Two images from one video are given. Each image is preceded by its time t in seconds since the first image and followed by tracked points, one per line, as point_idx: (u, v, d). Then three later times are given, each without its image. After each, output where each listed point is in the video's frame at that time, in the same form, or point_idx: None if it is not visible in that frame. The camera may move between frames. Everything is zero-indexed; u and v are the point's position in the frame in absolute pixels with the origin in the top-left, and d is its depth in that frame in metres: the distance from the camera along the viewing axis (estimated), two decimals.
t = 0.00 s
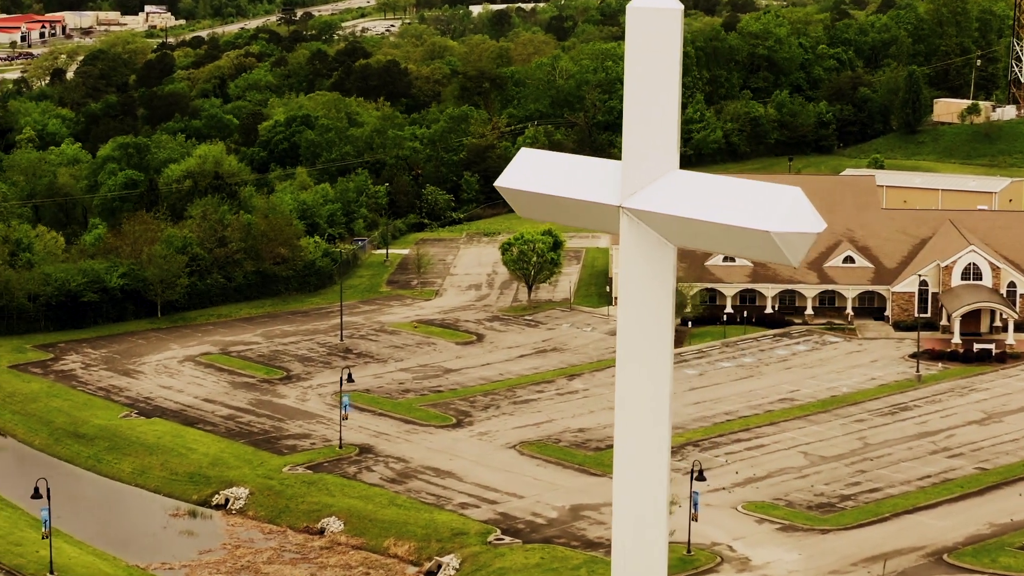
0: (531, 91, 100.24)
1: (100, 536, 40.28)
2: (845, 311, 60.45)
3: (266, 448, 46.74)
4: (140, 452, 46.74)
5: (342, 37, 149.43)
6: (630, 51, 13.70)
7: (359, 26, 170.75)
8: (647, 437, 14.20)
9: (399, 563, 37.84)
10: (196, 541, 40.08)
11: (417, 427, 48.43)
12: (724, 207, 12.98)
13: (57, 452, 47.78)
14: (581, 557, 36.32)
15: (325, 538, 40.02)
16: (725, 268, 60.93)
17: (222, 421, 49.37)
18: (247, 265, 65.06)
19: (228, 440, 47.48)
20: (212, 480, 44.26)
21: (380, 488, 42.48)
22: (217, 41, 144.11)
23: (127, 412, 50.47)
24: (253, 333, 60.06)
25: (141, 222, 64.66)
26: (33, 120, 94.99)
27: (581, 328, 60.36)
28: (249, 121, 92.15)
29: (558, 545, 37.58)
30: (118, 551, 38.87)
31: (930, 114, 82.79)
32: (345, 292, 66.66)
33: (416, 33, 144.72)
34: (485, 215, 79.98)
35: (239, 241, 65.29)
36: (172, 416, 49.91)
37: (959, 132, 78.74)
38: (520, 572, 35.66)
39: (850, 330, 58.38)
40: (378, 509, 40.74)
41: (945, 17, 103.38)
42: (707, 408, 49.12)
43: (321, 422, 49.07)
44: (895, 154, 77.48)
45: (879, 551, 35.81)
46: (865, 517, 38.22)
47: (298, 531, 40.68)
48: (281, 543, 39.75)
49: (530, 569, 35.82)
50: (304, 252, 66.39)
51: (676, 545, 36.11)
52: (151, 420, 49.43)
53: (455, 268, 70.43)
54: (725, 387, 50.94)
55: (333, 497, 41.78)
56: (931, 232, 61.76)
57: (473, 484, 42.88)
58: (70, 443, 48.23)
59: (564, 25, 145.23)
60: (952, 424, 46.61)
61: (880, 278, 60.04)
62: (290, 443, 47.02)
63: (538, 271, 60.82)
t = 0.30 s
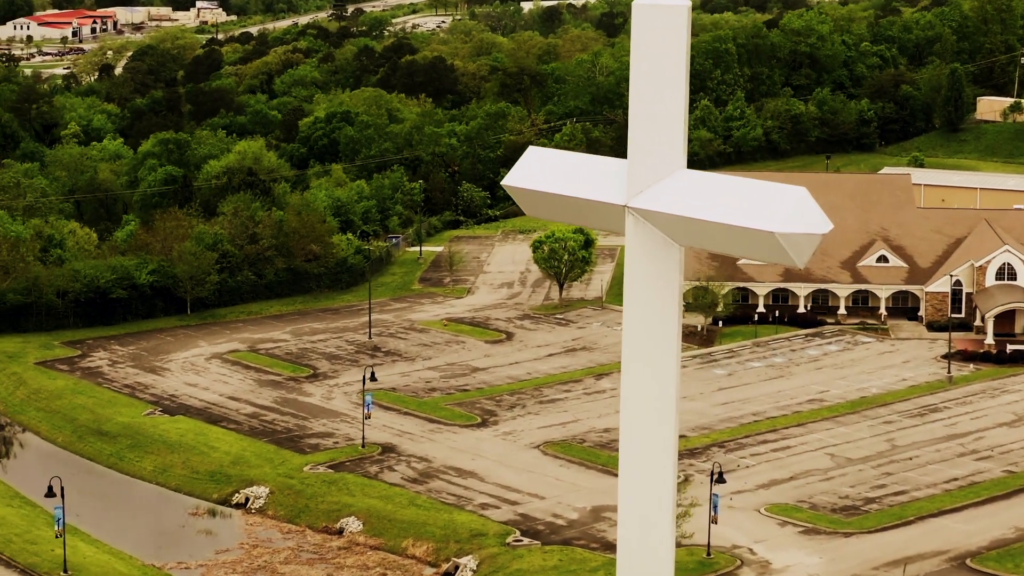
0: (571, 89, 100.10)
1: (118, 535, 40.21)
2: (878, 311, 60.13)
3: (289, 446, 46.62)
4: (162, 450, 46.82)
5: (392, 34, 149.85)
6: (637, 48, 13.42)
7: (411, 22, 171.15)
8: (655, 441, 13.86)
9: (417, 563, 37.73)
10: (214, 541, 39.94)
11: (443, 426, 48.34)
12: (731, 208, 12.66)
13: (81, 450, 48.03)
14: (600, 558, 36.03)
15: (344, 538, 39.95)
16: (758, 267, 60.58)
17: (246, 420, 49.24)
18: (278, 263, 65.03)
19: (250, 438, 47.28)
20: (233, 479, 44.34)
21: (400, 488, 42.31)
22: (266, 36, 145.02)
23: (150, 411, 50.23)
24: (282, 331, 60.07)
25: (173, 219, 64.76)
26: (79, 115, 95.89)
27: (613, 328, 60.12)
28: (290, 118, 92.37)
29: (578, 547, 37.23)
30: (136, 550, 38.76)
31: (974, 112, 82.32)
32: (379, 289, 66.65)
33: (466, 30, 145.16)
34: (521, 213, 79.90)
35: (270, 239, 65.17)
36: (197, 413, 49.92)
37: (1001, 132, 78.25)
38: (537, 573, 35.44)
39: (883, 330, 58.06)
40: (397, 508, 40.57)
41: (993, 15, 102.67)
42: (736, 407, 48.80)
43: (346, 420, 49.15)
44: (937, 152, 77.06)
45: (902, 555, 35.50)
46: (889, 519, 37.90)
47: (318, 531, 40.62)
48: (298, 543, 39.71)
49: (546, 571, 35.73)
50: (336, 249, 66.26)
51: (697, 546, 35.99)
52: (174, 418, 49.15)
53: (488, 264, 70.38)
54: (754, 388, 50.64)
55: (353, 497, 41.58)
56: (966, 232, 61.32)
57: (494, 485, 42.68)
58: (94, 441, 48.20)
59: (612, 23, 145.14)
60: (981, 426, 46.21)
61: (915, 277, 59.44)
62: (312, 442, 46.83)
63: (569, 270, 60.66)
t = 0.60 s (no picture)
0: (613, 86, 100.07)
1: (136, 535, 40.23)
2: (913, 311, 59.62)
3: (312, 446, 46.37)
4: (184, 449, 46.72)
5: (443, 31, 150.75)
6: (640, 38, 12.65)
7: (463, 18, 172.28)
8: (661, 457, 13.06)
9: (436, 565, 37.66)
10: (232, 541, 39.92)
11: (467, 425, 48.10)
12: (735, 210, 12.04)
13: (104, 448, 47.95)
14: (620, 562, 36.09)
15: (363, 539, 39.85)
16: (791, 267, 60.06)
17: (270, 418, 49.13)
18: (310, 261, 64.98)
19: (270, 438, 46.99)
20: (254, 478, 44.18)
21: (421, 488, 42.13)
22: (317, 33, 146.28)
23: (176, 408, 50.22)
24: (311, 329, 59.99)
25: (206, 217, 65.01)
26: (126, 111, 96.78)
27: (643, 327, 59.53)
28: (331, 114, 92.63)
29: (597, 549, 37.11)
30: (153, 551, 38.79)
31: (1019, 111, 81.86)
32: (411, 287, 66.63)
33: (515, 26, 145.70)
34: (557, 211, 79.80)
35: (303, 236, 65.28)
36: (221, 412, 49.71)
37: None
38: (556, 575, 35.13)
39: (916, 330, 57.61)
40: (417, 510, 40.46)
41: None
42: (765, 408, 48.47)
43: (370, 420, 48.74)
44: (979, 152, 76.69)
45: (925, 560, 35.14)
46: (912, 524, 37.54)
47: (337, 531, 40.55)
48: (316, 544, 39.59)
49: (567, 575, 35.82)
50: (368, 247, 66.07)
51: (716, 551, 35.70)
52: (198, 416, 49.14)
53: (522, 263, 70.63)
54: (782, 390, 50.22)
55: (373, 497, 41.49)
56: (1003, 233, 61.30)
57: (517, 486, 42.44)
58: (116, 440, 48.21)
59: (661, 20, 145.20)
60: (1013, 430, 45.77)
61: (949, 280, 59.24)
62: (335, 441, 46.61)
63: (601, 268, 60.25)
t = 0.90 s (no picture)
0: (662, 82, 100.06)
1: (156, 535, 40.01)
2: (952, 312, 58.86)
3: (338, 445, 46.21)
4: (210, 447, 46.87)
5: (499, 26, 151.10)
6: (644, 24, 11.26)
7: (519, 13, 172.79)
8: (667, 473, 11.68)
9: (455, 567, 37.39)
10: (253, 541, 39.73)
11: (495, 425, 48.06)
12: (736, 209, 10.67)
13: (131, 446, 48.16)
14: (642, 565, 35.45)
15: (384, 539, 39.63)
16: (829, 265, 59.15)
17: (297, 417, 49.14)
18: (345, 257, 65.10)
19: (296, 436, 47.10)
20: (279, 477, 43.80)
21: (445, 488, 41.95)
22: (371, 27, 147.09)
23: (204, 405, 50.35)
24: (345, 326, 59.85)
25: (241, 213, 65.37)
26: (177, 104, 97.65)
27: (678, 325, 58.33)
28: (377, 109, 92.96)
29: (619, 551, 36.78)
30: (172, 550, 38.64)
31: None
32: (446, 283, 66.84)
33: (571, 21, 146.06)
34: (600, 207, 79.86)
35: (338, 232, 65.43)
36: (249, 410, 49.74)
37: None
38: None
39: (954, 330, 57.15)
40: (440, 510, 40.17)
41: None
42: (798, 408, 47.94)
43: (398, 418, 48.55)
44: None
45: (950, 566, 34.87)
46: (941, 529, 37.21)
47: (359, 531, 40.26)
48: (337, 545, 39.37)
49: None
50: (405, 244, 66.35)
51: (739, 554, 35.62)
52: (226, 414, 49.25)
53: (561, 261, 70.76)
54: (815, 390, 49.83)
55: (395, 496, 41.29)
56: None
57: (543, 486, 42.21)
58: (143, 437, 48.53)
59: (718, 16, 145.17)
60: None
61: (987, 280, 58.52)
62: (361, 439, 46.50)
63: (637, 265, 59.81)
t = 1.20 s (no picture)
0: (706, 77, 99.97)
1: (176, 533, 40.23)
2: (986, 312, 58.46)
3: (361, 443, 46.15)
4: (232, 445, 46.63)
5: (550, 22, 150.86)
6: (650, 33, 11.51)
7: (570, 11, 172.53)
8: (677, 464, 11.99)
9: (475, 567, 37.31)
10: (271, 540, 39.78)
11: (521, 425, 47.76)
12: (742, 213, 11.01)
13: (154, 444, 48.03)
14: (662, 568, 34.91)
15: (403, 539, 39.79)
16: (863, 265, 59.04)
17: (322, 415, 48.95)
18: (378, 254, 64.82)
19: (320, 434, 46.92)
20: (300, 476, 44.08)
21: (467, 489, 41.74)
22: (421, 23, 147.39)
23: (227, 402, 50.17)
24: (374, 324, 59.66)
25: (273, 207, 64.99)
26: (223, 100, 98.14)
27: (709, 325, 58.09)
28: (419, 105, 92.98)
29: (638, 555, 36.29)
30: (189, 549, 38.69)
31: None
32: (479, 282, 66.66)
33: (621, 18, 145.74)
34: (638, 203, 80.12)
35: (371, 229, 65.08)
36: (274, 407, 49.55)
37: None
38: None
39: (988, 331, 56.63)
40: (461, 511, 40.20)
41: None
42: (825, 410, 47.50)
43: (423, 417, 48.41)
44: None
45: (975, 570, 34.51)
46: (966, 532, 36.85)
47: (378, 531, 40.44)
48: (355, 545, 39.41)
49: None
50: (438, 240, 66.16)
51: (760, 557, 35.31)
52: (250, 411, 49.03)
53: (596, 259, 70.59)
54: (846, 391, 49.51)
55: (417, 497, 41.45)
56: None
57: (566, 487, 41.97)
58: (165, 434, 48.41)
59: (770, 13, 144.38)
60: None
61: (1022, 279, 57.74)
62: (385, 439, 46.34)
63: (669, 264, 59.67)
